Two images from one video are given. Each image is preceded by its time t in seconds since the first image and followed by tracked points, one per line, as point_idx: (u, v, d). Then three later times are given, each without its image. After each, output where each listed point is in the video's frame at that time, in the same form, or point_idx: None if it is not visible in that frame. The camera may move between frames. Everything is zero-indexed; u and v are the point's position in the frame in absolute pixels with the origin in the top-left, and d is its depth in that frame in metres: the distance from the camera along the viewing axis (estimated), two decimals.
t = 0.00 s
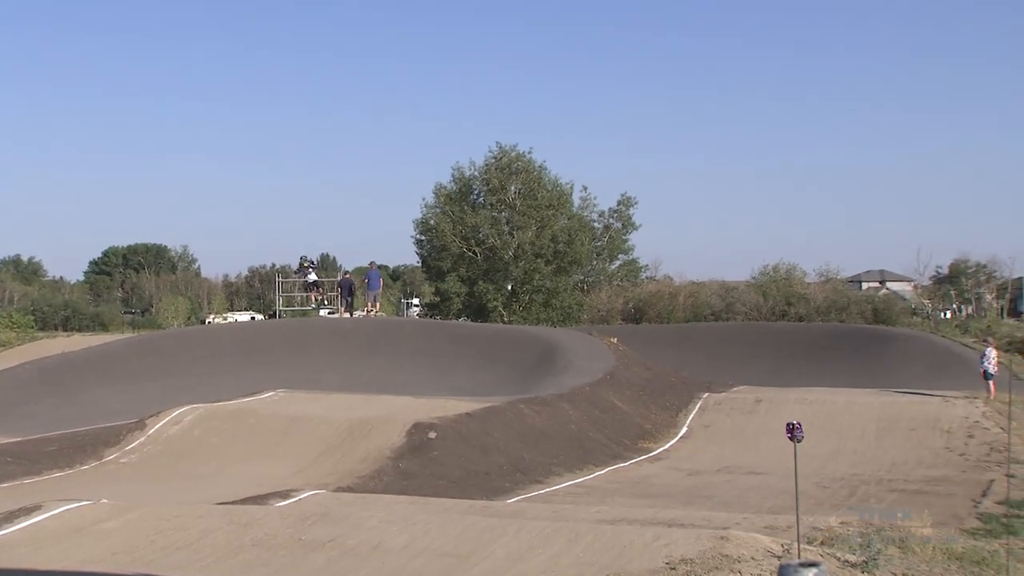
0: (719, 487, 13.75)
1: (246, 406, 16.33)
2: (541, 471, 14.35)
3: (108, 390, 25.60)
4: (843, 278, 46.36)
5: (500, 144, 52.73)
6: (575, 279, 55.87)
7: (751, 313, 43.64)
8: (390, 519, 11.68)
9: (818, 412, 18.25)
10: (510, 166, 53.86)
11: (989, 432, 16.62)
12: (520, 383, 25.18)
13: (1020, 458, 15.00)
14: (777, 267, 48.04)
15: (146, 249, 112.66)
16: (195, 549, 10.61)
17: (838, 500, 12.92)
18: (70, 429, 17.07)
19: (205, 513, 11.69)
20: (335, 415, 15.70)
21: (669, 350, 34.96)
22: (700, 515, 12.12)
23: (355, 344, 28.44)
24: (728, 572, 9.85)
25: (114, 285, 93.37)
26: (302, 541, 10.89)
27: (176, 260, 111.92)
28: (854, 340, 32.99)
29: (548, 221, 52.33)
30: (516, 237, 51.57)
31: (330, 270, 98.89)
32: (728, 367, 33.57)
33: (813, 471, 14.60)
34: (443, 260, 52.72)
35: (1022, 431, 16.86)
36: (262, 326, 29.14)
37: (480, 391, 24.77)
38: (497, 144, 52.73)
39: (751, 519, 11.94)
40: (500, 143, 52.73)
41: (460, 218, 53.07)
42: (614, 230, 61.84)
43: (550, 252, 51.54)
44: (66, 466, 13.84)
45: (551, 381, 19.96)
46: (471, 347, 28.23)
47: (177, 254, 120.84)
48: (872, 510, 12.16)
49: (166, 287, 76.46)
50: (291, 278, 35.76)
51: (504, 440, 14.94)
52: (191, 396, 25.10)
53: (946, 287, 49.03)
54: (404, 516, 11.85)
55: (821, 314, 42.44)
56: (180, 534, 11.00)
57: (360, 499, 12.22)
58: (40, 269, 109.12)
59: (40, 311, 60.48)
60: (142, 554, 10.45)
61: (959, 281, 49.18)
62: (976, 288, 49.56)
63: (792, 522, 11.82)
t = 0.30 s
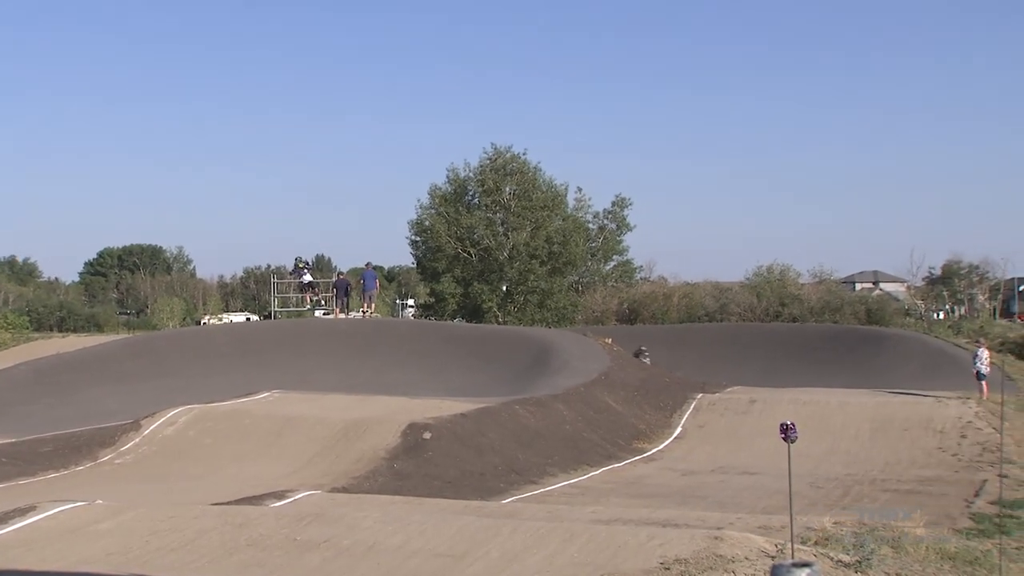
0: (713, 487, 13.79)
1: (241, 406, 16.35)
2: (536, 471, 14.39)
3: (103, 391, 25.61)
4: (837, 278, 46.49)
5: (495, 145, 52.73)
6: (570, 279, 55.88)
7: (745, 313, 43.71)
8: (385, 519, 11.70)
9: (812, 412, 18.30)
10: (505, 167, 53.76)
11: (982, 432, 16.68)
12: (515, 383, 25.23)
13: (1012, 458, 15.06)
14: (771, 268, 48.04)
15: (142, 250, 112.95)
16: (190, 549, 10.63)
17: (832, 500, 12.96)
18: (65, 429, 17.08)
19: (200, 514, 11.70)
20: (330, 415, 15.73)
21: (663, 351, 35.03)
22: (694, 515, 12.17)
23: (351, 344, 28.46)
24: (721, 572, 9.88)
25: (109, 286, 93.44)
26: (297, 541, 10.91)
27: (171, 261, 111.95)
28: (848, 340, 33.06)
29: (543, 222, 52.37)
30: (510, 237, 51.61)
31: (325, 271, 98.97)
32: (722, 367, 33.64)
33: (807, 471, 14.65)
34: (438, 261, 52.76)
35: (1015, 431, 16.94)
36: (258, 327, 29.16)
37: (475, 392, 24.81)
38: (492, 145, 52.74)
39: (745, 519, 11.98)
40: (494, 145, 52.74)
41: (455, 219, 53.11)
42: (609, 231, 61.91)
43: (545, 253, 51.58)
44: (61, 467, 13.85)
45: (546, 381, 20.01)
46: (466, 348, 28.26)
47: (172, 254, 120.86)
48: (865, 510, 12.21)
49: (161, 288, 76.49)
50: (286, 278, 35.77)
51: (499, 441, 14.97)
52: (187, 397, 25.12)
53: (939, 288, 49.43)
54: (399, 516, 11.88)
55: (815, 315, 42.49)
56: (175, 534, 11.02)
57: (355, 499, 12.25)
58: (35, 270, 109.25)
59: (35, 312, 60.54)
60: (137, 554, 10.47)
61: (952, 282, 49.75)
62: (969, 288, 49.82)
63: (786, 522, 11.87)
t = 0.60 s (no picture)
0: (709, 487, 13.82)
1: (237, 407, 16.34)
2: (533, 472, 14.40)
3: (99, 392, 25.60)
4: (833, 279, 46.58)
5: (491, 146, 52.76)
6: (566, 280, 55.90)
7: (741, 314, 43.78)
8: (381, 519, 11.72)
9: (808, 413, 18.34)
10: (501, 167, 53.86)
11: (977, 432, 16.72)
12: (512, 383, 25.26)
13: (1007, 458, 15.10)
14: (766, 269, 48.06)
15: (139, 250, 113.09)
16: (186, 549, 10.64)
17: (828, 500, 12.99)
18: (61, 430, 17.08)
19: (197, 514, 11.71)
20: (327, 416, 15.73)
21: (659, 351, 35.09)
22: (690, 515, 12.19)
23: (347, 345, 28.46)
24: (717, 572, 9.91)
25: (106, 286, 93.43)
26: (294, 542, 10.93)
27: (167, 262, 111.94)
28: (844, 340, 33.10)
29: (539, 223, 52.40)
30: (506, 238, 51.62)
31: (322, 272, 99.09)
32: (718, 368, 33.68)
33: (802, 471, 14.67)
34: (435, 262, 52.78)
35: (1009, 431, 17.00)
36: (254, 327, 29.14)
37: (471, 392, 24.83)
38: (488, 146, 52.75)
39: (740, 519, 12.00)
40: (491, 145, 52.76)
41: (451, 220, 53.16)
42: (605, 231, 61.97)
43: (541, 254, 51.63)
44: (57, 468, 13.84)
45: (543, 381, 20.03)
46: (463, 348, 28.28)
47: (168, 254, 120.76)
48: (860, 510, 12.23)
49: (158, 288, 76.49)
50: (283, 279, 35.78)
51: (496, 441, 14.98)
52: (183, 397, 25.12)
53: (935, 289, 49.98)
54: (396, 516, 11.90)
55: (810, 316, 42.59)
56: (172, 535, 11.02)
57: (352, 500, 12.26)
58: (31, 271, 109.17)
59: (32, 313, 60.57)
60: (133, 555, 10.47)
61: (948, 283, 50.00)
62: (964, 289, 50.09)
63: (782, 522, 11.89)
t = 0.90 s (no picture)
0: (706, 487, 13.82)
1: (234, 407, 16.34)
2: (529, 472, 14.40)
3: (96, 392, 25.58)
4: (830, 279, 46.60)
5: (488, 146, 52.77)
6: (563, 280, 55.91)
7: (737, 314, 43.80)
8: (378, 519, 11.72)
9: (805, 412, 18.35)
10: (498, 167, 53.91)
11: (973, 432, 16.73)
12: (509, 383, 25.25)
13: (1003, 458, 15.11)
14: (763, 269, 48.04)
15: (136, 251, 112.90)
16: (183, 550, 10.65)
17: (825, 500, 12.99)
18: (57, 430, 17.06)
19: (193, 514, 11.71)
20: (324, 416, 15.72)
21: (656, 351, 35.12)
22: (687, 515, 12.20)
23: (344, 345, 28.45)
24: (714, 572, 9.93)
25: (103, 286, 93.18)
26: (290, 542, 10.94)
27: (164, 262, 111.76)
28: (842, 340, 33.09)
29: (537, 223, 52.38)
30: (504, 238, 51.63)
31: (319, 271, 98.89)
32: (715, 368, 33.69)
33: (799, 471, 14.67)
34: (432, 262, 52.79)
35: (1005, 431, 17.02)
36: (252, 327, 29.13)
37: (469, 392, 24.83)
38: (486, 146, 52.77)
39: (737, 518, 12.01)
40: (488, 145, 52.77)
41: (449, 220, 53.16)
42: (602, 232, 61.98)
43: (538, 254, 51.64)
44: (54, 468, 13.83)
45: (540, 381, 20.03)
46: (460, 348, 28.29)
47: (166, 254, 120.60)
48: (857, 510, 12.23)
49: (155, 288, 76.29)
50: (280, 279, 35.75)
51: (493, 442, 14.97)
52: (180, 397, 25.10)
53: (931, 289, 50.13)
54: (393, 516, 11.90)
55: (807, 316, 42.59)
56: (168, 535, 11.02)
57: (349, 500, 12.26)
58: (27, 272, 108.91)
59: (28, 313, 60.36)
60: (130, 555, 10.47)
61: (944, 283, 50.10)
62: (961, 289, 50.22)
63: (779, 521, 11.90)
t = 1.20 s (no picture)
0: (699, 487, 13.89)
1: (230, 407, 16.38)
2: (524, 471, 14.46)
3: (93, 392, 25.62)
4: (822, 279, 46.73)
5: (483, 147, 52.82)
6: (558, 280, 55.98)
7: (731, 314, 43.87)
8: (374, 519, 11.78)
9: (798, 412, 18.42)
10: (493, 169, 53.97)
11: (964, 431, 16.83)
12: (504, 383, 25.30)
13: (994, 458, 15.21)
14: (756, 269, 48.19)
15: (132, 251, 112.85)
16: (179, 549, 10.71)
17: (817, 498, 13.06)
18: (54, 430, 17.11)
19: (190, 514, 11.76)
20: (320, 416, 15.77)
21: (650, 351, 35.22)
22: (680, 514, 12.26)
23: (340, 345, 28.50)
24: (708, 570, 10.01)
25: (99, 286, 93.11)
26: (286, 541, 10.99)
27: (161, 262, 111.78)
28: (834, 340, 33.22)
29: (531, 224, 52.46)
30: (499, 239, 51.73)
31: (315, 272, 99.01)
32: (709, 367, 33.80)
33: (792, 471, 14.74)
34: (427, 262, 52.87)
35: (996, 430, 17.11)
36: (247, 328, 29.18)
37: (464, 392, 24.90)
38: (480, 147, 52.82)
39: (730, 518, 12.07)
40: (482, 146, 52.83)
41: (444, 221, 53.22)
42: (596, 232, 62.09)
43: (533, 254, 51.76)
44: (51, 467, 13.87)
45: (534, 381, 20.10)
46: (456, 348, 28.35)
47: (162, 254, 120.61)
48: (849, 509, 12.30)
49: (152, 289, 76.23)
50: (276, 280, 35.76)
51: (488, 441, 15.04)
52: (176, 398, 25.15)
53: (923, 289, 50.27)
54: (389, 515, 11.96)
55: (800, 316, 42.71)
56: (165, 534, 11.08)
57: (344, 499, 12.32)
58: (25, 272, 108.97)
59: (25, 313, 60.28)
60: (127, 555, 10.53)
61: (935, 283, 50.31)
62: (952, 289, 50.42)
63: (771, 520, 11.97)
